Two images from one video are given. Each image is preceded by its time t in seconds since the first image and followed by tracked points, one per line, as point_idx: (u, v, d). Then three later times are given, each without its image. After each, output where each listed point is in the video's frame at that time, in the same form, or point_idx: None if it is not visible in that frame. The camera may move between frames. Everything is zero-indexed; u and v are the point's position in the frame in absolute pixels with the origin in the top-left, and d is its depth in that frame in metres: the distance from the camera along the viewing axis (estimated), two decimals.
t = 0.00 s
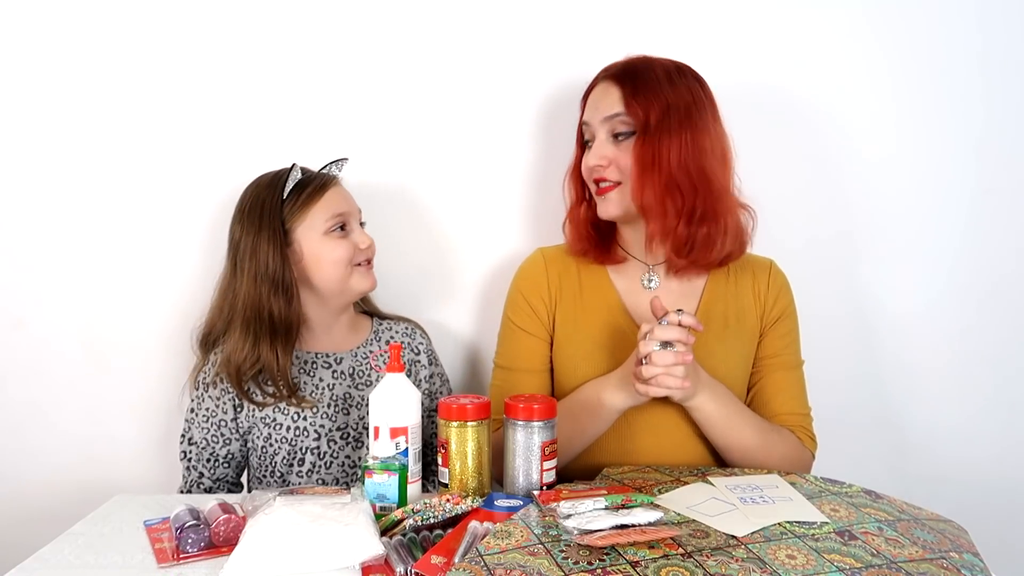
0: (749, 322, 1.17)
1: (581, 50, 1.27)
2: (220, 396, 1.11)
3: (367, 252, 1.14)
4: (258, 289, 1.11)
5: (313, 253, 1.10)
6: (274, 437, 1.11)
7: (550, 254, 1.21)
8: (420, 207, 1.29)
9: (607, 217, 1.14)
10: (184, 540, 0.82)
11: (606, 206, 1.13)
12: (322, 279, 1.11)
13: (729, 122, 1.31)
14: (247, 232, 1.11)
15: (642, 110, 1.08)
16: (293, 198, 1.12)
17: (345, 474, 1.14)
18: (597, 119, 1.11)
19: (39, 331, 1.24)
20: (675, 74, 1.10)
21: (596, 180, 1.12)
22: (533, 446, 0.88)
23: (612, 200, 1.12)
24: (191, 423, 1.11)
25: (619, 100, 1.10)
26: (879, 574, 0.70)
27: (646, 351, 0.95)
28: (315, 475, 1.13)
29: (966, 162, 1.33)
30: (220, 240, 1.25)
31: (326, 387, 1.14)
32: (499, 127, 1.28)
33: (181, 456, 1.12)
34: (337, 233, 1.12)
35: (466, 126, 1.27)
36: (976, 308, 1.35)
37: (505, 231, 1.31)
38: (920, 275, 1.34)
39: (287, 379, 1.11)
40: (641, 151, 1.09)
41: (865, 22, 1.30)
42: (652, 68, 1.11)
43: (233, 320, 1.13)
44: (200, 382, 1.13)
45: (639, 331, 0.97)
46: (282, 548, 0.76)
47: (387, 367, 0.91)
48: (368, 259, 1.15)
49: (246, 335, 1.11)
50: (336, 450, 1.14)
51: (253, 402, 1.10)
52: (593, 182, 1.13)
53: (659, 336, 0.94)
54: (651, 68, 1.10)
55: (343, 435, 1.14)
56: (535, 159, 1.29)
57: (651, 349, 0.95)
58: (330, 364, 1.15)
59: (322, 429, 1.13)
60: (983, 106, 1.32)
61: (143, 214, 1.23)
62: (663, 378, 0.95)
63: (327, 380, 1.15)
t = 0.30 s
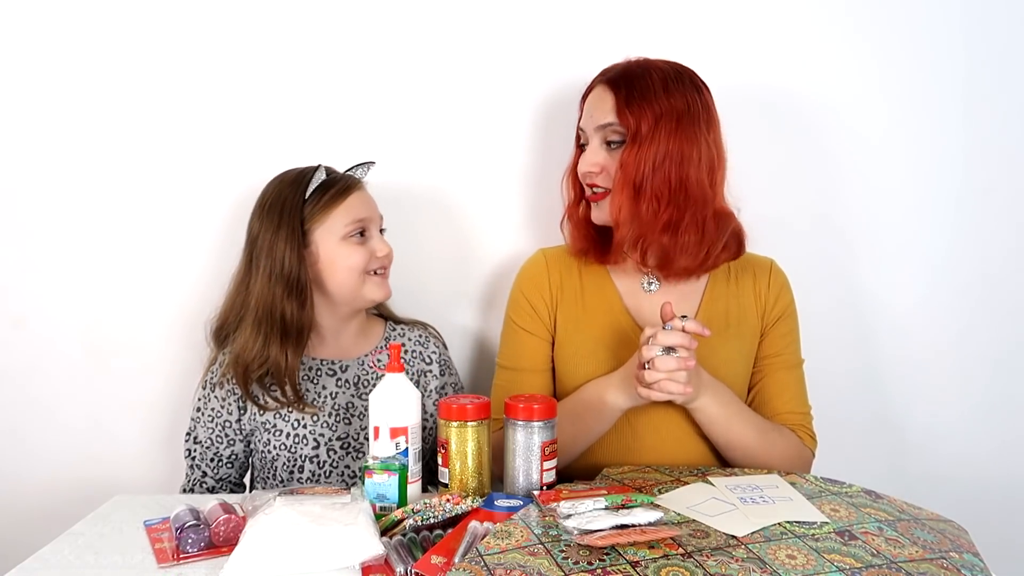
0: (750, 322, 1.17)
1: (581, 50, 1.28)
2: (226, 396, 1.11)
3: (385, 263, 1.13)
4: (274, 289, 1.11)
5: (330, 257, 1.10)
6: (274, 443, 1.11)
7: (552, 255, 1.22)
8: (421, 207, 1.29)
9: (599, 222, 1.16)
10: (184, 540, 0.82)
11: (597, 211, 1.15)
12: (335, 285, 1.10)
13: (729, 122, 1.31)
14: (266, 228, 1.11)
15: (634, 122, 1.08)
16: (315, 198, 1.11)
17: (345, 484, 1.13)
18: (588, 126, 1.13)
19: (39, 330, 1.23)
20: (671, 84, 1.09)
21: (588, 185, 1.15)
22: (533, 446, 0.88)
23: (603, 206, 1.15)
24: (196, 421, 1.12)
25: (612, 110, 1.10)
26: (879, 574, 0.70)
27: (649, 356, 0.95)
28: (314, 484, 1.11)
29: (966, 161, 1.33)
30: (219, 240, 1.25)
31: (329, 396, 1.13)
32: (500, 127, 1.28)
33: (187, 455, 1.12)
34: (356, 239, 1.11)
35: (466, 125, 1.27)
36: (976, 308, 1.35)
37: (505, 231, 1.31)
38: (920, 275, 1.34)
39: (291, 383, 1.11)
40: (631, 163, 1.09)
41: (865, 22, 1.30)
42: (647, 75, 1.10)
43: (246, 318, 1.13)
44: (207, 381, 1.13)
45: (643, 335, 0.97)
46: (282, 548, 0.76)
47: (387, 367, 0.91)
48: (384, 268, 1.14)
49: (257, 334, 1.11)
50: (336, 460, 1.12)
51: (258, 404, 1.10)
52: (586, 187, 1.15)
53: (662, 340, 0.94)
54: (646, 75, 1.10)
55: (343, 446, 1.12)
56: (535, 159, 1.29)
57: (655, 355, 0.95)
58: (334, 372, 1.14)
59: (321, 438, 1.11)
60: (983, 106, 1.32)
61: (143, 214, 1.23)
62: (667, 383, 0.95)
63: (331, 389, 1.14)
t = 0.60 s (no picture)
0: (739, 321, 1.17)
1: (582, 51, 1.28)
2: (238, 397, 1.11)
3: (400, 266, 1.13)
4: (289, 291, 1.10)
5: (343, 260, 1.10)
6: (287, 445, 1.11)
7: (537, 263, 1.21)
8: (421, 207, 1.29)
9: (638, 193, 1.13)
10: (184, 540, 0.82)
11: (642, 180, 1.11)
12: (350, 286, 1.10)
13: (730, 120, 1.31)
14: (282, 227, 1.11)
15: (715, 108, 1.14)
16: (331, 198, 1.11)
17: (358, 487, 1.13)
18: (669, 97, 1.13)
19: (39, 330, 1.23)
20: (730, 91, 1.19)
21: (642, 150, 1.12)
22: (533, 446, 0.88)
23: (651, 177, 1.11)
24: (208, 421, 1.12)
25: (697, 91, 1.14)
26: (879, 574, 0.70)
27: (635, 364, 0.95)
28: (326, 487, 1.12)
29: (967, 161, 1.33)
30: (219, 239, 1.25)
31: (343, 399, 1.13)
32: (500, 126, 1.28)
33: (197, 455, 1.12)
34: (371, 241, 1.11)
35: (467, 125, 1.27)
36: (976, 308, 1.35)
37: (506, 232, 1.31)
38: (920, 275, 1.34)
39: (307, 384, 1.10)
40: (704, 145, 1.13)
41: (866, 21, 1.30)
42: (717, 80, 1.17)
43: (261, 320, 1.12)
44: (219, 381, 1.13)
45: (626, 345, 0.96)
46: (282, 548, 0.76)
47: (387, 367, 0.91)
48: (399, 272, 1.13)
49: (274, 335, 1.11)
50: (349, 464, 1.12)
51: (274, 405, 1.10)
52: (637, 154, 1.12)
53: (648, 349, 0.93)
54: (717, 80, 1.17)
55: (356, 448, 1.12)
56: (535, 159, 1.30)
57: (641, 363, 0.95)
58: (348, 375, 1.14)
59: (334, 441, 1.12)
60: (983, 106, 1.32)
61: (143, 213, 1.22)
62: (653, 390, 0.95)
63: (345, 392, 1.13)
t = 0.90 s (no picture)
0: (746, 320, 1.17)
1: (583, 51, 1.28)
2: (241, 396, 1.11)
3: (400, 269, 1.11)
4: (291, 292, 1.11)
5: (340, 260, 1.09)
6: (288, 446, 1.11)
7: (543, 257, 1.21)
8: (421, 206, 1.29)
9: (643, 193, 1.10)
10: (184, 540, 0.82)
11: (645, 179, 1.09)
12: (347, 288, 1.10)
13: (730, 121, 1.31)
14: (283, 225, 1.11)
15: (688, 90, 1.14)
16: (331, 199, 1.11)
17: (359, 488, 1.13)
18: (642, 93, 1.12)
19: (38, 330, 1.23)
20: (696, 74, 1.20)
21: (638, 150, 1.10)
22: (533, 446, 0.88)
23: (652, 173, 1.09)
24: (209, 421, 1.12)
25: (666, 79, 1.14)
26: (880, 574, 0.70)
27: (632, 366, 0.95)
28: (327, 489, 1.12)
29: (968, 161, 1.33)
30: (218, 239, 1.25)
31: (345, 401, 1.13)
32: (501, 126, 1.28)
33: (198, 454, 1.12)
34: (368, 242, 1.10)
35: (466, 125, 1.27)
36: (977, 308, 1.35)
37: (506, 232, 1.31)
38: (920, 274, 1.34)
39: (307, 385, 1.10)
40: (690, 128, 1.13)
41: (865, 21, 1.30)
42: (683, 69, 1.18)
43: (262, 318, 1.13)
44: (222, 380, 1.13)
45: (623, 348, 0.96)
46: (282, 548, 0.76)
47: (387, 367, 0.91)
48: (398, 278, 1.11)
49: (274, 333, 1.11)
50: (350, 466, 1.12)
51: (277, 405, 1.10)
52: (632, 155, 1.10)
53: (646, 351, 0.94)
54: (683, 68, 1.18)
55: (357, 451, 1.12)
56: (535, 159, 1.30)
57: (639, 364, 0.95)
58: (351, 377, 1.13)
59: (336, 442, 1.12)
60: (983, 106, 1.32)
61: (143, 213, 1.22)
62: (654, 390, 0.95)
63: (347, 394, 1.13)
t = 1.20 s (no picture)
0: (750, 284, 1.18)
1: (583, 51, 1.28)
2: (238, 392, 1.12)
3: (376, 271, 1.09)
4: (276, 282, 1.14)
5: (316, 257, 1.10)
6: (278, 444, 1.10)
7: (534, 258, 1.21)
8: (423, 207, 1.29)
9: (635, 206, 1.10)
10: (184, 540, 0.82)
11: (634, 191, 1.09)
12: (320, 285, 1.10)
13: (731, 120, 1.31)
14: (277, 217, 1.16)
15: (681, 93, 1.11)
16: (314, 197, 1.12)
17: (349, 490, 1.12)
18: (631, 99, 1.11)
19: (38, 330, 1.23)
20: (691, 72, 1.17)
21: (626, 161, 1.09)
22: (533, 446, 0.88)
23: (642, 186, 1.09)
24: (208, 417, 1.12)
25: (658, 83, 1.12)
26: (879, 574, 0.70)
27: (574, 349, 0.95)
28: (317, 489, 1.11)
29: (968, 160, 1.33)
30: (218, 238, 1.25)
31: (337, 401, 1.12)
32: (501, 127, 1.28)
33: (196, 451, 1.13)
34: (343, 241, 1.09)
35: (466, 125, 1.27)
36: (977, 307, 1.35)
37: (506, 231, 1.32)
38: (921, 274, 1.34)
39: (293, 380, 1.11)
40: (680, 137, 1.11)
41: (865, 21, 1.31)
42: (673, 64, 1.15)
43: (250, 307, 1.16)
44: (220, 377, 1.14)
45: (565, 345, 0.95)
46: (283, 548, 0.76)
47: (387, 367, 0.91)
48: (374, 278, 1.09)
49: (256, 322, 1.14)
50: (340, 467, 1.11)
51: (269, 400, 1.11)
52: (621, 165, 1.10)
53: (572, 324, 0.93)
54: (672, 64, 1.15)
55: (348, 452, 1.11)
56: (535, 159, 1.30)
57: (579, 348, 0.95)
58: (344, 377, 1.13)
59: (326, 442, 1.11)
60: (983, 105, 1.32)
61: (143, 214, 1.22)
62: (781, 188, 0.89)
63: (339, 394, 1.13)
